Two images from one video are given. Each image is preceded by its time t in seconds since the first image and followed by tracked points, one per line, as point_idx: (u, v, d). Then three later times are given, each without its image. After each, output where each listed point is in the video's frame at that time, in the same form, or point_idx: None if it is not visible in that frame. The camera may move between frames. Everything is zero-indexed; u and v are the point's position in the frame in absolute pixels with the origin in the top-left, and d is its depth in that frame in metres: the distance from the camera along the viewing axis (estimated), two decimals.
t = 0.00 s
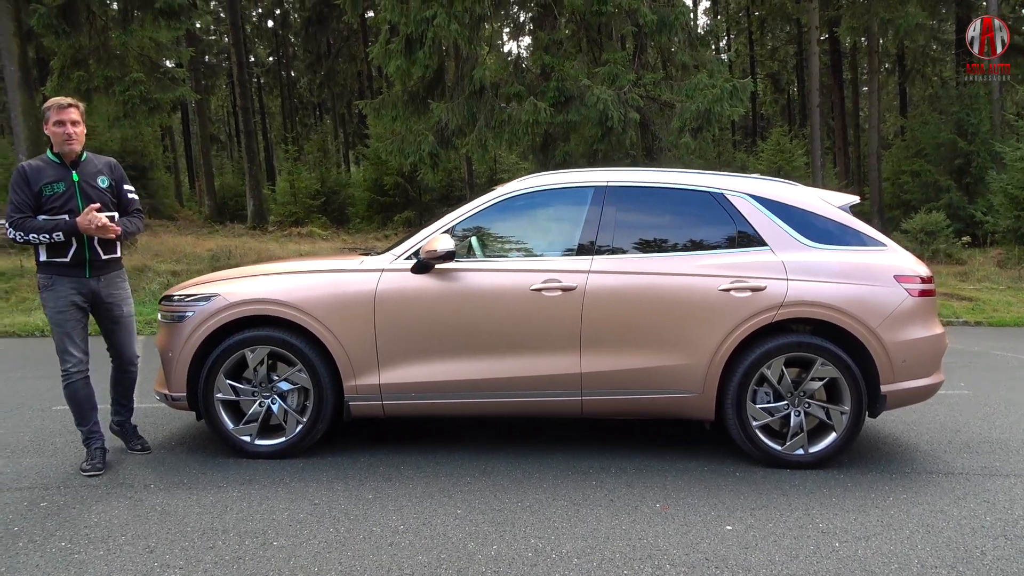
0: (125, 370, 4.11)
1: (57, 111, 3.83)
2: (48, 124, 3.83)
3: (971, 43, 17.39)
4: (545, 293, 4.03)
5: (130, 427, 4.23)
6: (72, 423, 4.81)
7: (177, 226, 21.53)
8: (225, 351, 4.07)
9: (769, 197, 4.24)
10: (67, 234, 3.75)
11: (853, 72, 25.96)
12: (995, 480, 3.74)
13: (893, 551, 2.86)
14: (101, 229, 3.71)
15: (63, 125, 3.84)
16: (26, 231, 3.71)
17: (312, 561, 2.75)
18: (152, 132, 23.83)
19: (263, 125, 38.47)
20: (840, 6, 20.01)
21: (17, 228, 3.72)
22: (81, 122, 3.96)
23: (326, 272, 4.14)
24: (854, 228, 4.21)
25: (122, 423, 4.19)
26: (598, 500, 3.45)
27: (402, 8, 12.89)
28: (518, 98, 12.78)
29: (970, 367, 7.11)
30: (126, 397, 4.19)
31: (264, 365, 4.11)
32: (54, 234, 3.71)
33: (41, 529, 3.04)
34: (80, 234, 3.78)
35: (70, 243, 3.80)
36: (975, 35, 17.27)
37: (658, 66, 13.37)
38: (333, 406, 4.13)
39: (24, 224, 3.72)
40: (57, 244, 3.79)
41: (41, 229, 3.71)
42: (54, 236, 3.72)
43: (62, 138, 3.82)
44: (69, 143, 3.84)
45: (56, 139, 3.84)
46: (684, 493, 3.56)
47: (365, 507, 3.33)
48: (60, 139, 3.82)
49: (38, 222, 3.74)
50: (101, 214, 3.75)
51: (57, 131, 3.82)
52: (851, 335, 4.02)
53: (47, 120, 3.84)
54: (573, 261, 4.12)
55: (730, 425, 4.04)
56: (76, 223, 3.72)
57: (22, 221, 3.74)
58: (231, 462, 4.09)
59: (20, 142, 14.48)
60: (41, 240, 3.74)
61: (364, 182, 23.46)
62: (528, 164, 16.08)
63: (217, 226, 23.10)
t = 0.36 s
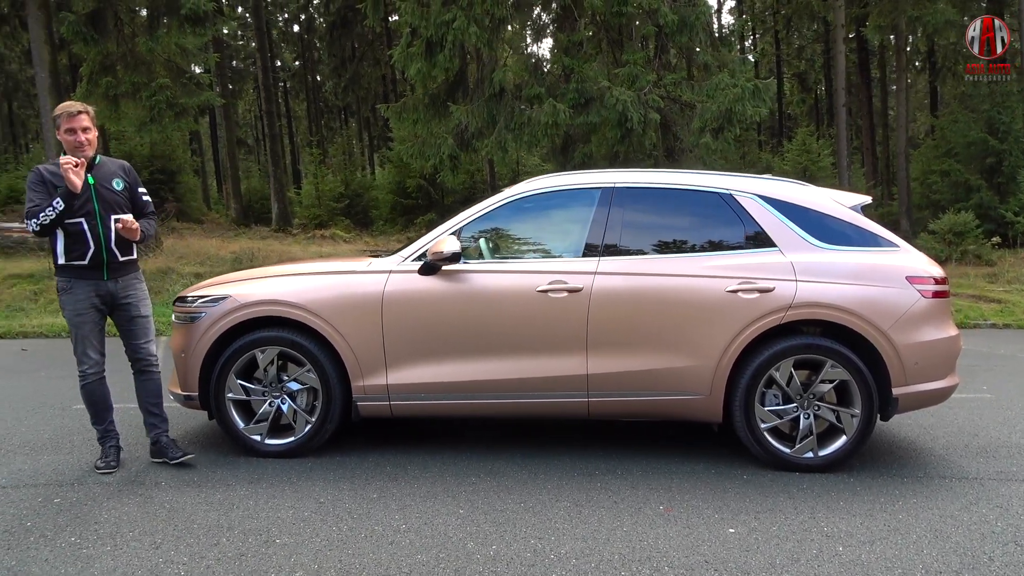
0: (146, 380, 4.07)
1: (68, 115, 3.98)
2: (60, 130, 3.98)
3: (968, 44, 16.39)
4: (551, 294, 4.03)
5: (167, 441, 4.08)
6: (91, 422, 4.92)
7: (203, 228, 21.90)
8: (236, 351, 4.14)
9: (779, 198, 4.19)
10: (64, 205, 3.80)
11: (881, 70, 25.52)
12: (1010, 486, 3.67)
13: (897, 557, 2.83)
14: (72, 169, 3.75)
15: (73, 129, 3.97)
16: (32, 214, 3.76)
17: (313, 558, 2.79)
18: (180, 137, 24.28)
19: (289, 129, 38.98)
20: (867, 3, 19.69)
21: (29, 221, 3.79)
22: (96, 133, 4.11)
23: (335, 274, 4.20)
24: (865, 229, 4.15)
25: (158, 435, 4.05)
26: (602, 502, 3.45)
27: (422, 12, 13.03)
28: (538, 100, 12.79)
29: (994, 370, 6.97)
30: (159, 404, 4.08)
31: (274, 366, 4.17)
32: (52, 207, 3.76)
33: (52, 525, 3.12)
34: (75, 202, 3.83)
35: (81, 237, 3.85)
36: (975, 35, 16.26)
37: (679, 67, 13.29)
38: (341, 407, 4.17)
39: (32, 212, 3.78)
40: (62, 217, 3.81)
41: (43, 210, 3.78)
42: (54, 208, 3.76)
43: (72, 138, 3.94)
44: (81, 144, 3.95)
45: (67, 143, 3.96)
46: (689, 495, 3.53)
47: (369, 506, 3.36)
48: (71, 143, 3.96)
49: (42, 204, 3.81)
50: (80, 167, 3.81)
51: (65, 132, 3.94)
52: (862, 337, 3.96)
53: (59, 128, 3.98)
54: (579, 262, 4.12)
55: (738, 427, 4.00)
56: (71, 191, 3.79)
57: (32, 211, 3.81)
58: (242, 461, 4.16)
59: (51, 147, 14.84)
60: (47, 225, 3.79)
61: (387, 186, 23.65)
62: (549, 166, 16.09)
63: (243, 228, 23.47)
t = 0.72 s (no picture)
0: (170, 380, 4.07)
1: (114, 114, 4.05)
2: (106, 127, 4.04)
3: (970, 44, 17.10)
4: (559, 295, 4.06)
5: (187, 442, 4.06)
6: (110, 417, 5.04)
7: (229, 229, 22.27)
8: (249, 349, 4.23)
9: (789, 201, 4.17)
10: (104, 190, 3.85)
11: (910, 72, 25.11)
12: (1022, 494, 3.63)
13: (899, 562, 2.82)
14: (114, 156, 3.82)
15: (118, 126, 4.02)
16: (73, 201, 3.79)
17: (316, 552, 2.84)
18: (208, 139, 24.74)
19: (314, 131, 39.45)
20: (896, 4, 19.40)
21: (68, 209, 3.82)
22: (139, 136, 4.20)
23: (346, 274, 4.27)
24: (877, 232, 4.12)
25: (179, 438, 4.04)
26: (605, 502, 3.46)
27: (445, 15, 13.18)
28: (558, 102, 12.83)
29: (1016, 378, 6.85)
30: (180, 406, 4.10)
31: (286, 364, 4.25)
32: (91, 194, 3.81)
33: (67, 515, 3.21)
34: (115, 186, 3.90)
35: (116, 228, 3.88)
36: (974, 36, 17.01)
37: (700, 69, 13.23)
38: (351, 404, 4.24)
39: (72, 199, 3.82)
40: (100, 208, 3.85)
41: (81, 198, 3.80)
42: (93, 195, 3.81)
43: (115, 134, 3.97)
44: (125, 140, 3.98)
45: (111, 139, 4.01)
46: (693, 497, 3.54)
47: (375, 503, 3.41)
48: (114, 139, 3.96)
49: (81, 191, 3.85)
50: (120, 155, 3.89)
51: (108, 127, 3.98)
52: (872, 342, 3.93)
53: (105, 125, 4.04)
54: (587, 264, 4.14)
55: (745, 430, 3.99)
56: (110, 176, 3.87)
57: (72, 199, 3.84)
58: (255, 457, 4.25)
59: (82, 148, 15.21)
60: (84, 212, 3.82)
61: (409, 187, 23.83)
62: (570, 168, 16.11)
63: (268, 229, 23.82)
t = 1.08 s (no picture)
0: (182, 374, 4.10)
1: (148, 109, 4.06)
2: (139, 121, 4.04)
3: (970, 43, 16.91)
4: (553, 295, 4.11)
5: (187, 438, 4.12)
6: (114, 413, 5.12)
7: (238, 230, 22.44)
8: (249, 346, 4.30)
9: (783, 204, 4.21)
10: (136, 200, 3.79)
11: (919, 77, 25.04)
12: (1010, 496, 3.66)
13: (884, 560, 2.87)
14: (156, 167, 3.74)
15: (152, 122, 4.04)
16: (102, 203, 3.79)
17: (309, 544, 2.90)
18: (218, 140, 24.95)
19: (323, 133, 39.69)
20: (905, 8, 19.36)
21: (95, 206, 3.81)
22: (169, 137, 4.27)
23: (345, 273, 4.34)
24: (870, 235, 4.15)
25: (179, 434, 4.10)
26: (595, 499, 3.51)
27: (453, 19, 13.29)
28: (564, 105, 12.90)
29: (1014, 383, 6.85)
30: (187, 404, 4.14)
31: (285, 361, 4.31)
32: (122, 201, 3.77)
33: (67, 507, 3.28)
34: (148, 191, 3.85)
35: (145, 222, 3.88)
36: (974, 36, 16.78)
37: (706, 73, 13.24)
38: (349, 401, 4.30)
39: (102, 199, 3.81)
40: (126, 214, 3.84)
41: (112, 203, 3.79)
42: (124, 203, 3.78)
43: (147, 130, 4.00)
44: (159, 135, 3.99)
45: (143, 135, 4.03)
46: (684, 496, 3.58)
47: (369, 497, 3.47)
48: (150, 136, 3.96)
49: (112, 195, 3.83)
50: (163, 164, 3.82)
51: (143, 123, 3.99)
52: (864, 344, 3.97)
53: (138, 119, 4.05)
54: (581, 265, 4.19)
55: (737, 430, 4.03)
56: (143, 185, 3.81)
57: (100, 198, 3.83)
58: (254, 452, 4.32)
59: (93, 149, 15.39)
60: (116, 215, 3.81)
61: (417, 189, 23.94)
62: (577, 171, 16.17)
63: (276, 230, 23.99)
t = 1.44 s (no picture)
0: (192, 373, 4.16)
1: (181, 120, 4.03)
2: (171, 131, 4.02)
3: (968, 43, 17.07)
4: (552, 298, 4.18)
5: (194, 435, 4.22)
6: (124, 410, 5.25)
7: (252, 231, 22.67)
8: (256, 346, 4.40)
9: (780, 210, 4.27)
10: (170, 236, 3.89)
11: (933, 81, 24.89)
12: (1002, 500, 3.70)
13: (870, 560, 2.92)
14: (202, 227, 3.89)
15: (185, 136, 4.05)
16: (131, 223, 3.83)
17: (308, 539, 2.98)
18: (232, 142, 25.23)
19: (336, 135, 40.00)
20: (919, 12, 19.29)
21: (123, 220, 3.83)
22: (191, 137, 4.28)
23: (349, 275, 4.44)
24: (866, 240, 4.20)
25: (187, 430, 4.19)
26: (590, 498, 3.58)
27: (466, 23, 13.43)
28: (574, 109, 12.99)
29: (1018, 389, 6.84)
30: (195, 400, 4.21)
31: (291, 360, 4.42)
32: (156, 231, 3.84)
33: (76, 500, 3.39)
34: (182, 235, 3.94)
35: (169, 243, 3.96)
36: (973, 36, 16.93)
37: (716, 77, 13.25)
38: (352, 400, 4.40)
39: (132, 216, 3.84)
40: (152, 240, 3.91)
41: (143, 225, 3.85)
42: (157, 235, 3.86)
43: (181, 145, 4.04)
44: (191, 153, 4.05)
45: (174, 146, 4.03)
46: (677, 496, 3.64)
47: (368, 494, 3.56)
48: (178, 148, 4.02)
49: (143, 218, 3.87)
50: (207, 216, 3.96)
51: (179, 138, 4.02)
52: (859, 348, 4.01)
53: (169, 128, 4.03)
54: (580, 269, 4.27)
55: (733, 433, 4.08)
56: (181, 225, 3.90)
57: (129, 214, 3.85)
58: (258, 450, 4.41)
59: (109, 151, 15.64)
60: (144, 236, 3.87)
61: (429, 191, 24.10)
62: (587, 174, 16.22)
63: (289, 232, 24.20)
